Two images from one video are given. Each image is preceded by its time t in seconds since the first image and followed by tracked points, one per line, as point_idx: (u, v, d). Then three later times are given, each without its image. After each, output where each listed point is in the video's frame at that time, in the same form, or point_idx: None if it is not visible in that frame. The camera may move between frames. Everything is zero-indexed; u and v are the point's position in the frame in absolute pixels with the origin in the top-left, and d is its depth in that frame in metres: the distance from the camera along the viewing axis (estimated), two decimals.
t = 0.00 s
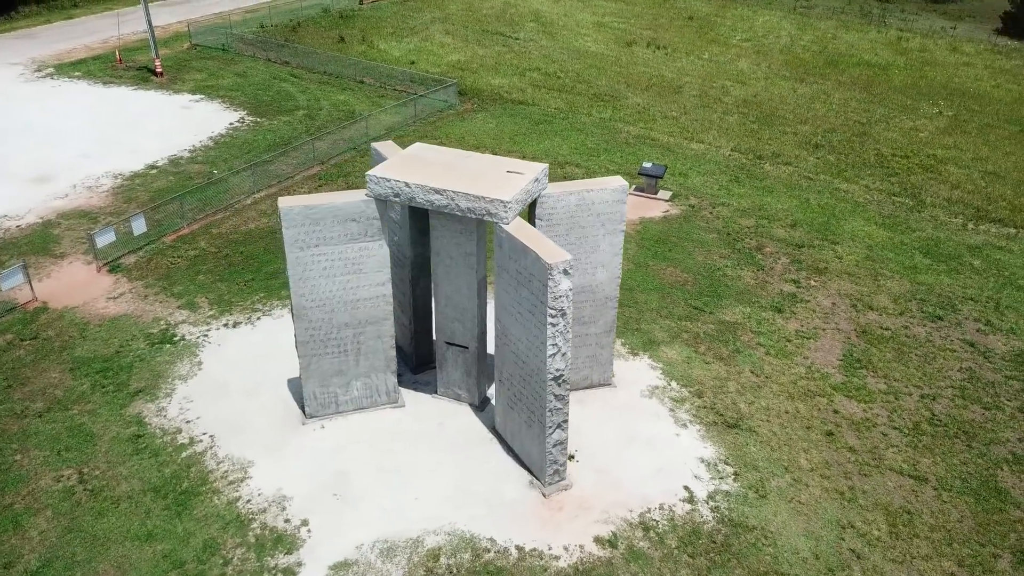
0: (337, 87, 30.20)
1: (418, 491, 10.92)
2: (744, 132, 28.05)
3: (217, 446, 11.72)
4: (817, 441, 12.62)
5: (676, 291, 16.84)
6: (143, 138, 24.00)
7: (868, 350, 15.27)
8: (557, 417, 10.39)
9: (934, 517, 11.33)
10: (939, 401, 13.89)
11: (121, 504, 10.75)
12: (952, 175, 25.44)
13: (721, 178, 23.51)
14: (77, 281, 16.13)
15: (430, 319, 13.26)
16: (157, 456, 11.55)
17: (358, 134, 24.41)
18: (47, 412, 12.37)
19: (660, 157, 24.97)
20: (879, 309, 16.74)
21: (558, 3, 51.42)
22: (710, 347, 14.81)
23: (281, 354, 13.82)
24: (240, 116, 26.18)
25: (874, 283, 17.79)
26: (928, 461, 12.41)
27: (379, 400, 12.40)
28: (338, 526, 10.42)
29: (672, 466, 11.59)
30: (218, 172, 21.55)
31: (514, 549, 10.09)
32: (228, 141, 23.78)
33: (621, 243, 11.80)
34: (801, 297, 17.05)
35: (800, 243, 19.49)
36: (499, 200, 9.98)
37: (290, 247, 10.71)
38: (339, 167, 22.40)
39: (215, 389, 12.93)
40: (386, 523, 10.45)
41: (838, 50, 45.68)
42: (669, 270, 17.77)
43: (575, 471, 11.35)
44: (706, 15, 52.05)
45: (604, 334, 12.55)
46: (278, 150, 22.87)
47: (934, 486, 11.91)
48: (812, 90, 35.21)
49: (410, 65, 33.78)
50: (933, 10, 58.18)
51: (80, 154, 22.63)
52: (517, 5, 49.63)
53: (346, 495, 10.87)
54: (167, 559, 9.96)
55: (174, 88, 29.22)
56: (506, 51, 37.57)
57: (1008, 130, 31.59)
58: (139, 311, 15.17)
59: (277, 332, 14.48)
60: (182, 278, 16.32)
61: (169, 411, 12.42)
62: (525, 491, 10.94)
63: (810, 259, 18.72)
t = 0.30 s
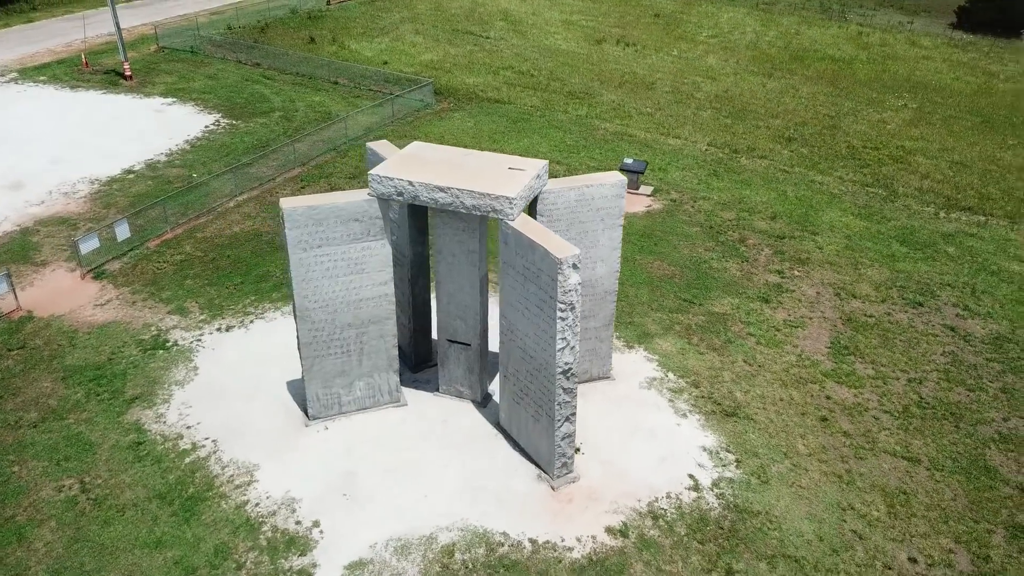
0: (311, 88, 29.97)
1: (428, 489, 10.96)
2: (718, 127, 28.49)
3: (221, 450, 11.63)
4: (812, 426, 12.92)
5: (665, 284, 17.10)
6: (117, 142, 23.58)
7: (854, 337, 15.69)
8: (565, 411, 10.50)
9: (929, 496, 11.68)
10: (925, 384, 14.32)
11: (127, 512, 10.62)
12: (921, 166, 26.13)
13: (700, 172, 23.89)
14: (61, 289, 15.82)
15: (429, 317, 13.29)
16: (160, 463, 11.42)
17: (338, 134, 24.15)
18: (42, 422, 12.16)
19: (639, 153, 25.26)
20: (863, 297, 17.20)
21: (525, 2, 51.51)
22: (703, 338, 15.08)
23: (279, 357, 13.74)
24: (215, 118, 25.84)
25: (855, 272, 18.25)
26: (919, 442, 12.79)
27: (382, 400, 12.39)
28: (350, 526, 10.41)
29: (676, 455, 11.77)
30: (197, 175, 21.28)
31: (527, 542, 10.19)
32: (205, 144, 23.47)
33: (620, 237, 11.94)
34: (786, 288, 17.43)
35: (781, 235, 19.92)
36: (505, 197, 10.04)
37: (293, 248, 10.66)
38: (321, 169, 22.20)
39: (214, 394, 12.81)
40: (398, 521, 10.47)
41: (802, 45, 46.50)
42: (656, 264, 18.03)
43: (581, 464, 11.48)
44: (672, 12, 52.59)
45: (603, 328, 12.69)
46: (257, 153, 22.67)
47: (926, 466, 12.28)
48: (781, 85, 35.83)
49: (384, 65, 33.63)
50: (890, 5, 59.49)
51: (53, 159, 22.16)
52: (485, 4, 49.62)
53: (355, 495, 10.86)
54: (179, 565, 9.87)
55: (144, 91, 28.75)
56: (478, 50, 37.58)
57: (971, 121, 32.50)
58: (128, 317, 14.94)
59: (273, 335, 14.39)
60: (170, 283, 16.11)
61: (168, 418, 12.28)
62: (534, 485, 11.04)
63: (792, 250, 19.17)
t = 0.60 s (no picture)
0: (286, 89, 29.71)
1: (438, 486, 11.01)
2: (694, 123, 28.87)
3: (225, 455, 11.54)
4: (807, 412, 13.25)
5: (655, 277, 17.35)
6: (91, 147, 23.14)
7: (841, 324, 16.09)
8: (574, 404, 10.62)
9: (923, 476, 12.04)
10: (911, 368, 14.75)
11: (134, 520, 10.51)
12: (891, 157, 26.78)
13: (680, 167, 24.21)
14: (46, 297, 15.52)
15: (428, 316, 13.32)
16: (164, 469, 11.31)
17: (318, 135, 23.93)
18: (39, 432, 11.95)
19: (618, 149, 25.51)
20: (846, 285, 17.63)
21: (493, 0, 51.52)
22: (695, 330, 15.35)
23: (277, 359, 13.66)
24: (190, 121, 25.48)
25: (837, 261, 18.71)
26: (910, 425, 13.18)
27: (385, 400, 12.40)
28: (363, 525, 10.42)
29: (679, 444, 11.98)
30: (177, 179, 20.99)
31: (541, 534, 10.30)
32: (182, 147, 23.15)
33: (618, 231, 12.10)
34: (772, 278, 17.79)
35: (763, 228, 20.32)
36: (511, 193, 10.12)
37: (297, 249, 10.62)
38: (303, 170, 22.07)
39: (213, 398, 12.69)
40: (411, 518, 10.51)
41: (768, 40, 47.23)
42: (644, 257, 18.26)
43: (588, 456, 11.63)
44: (639, 10, 53.03)
45: (602, 321, 12.85)
46: (237, 156, 22.45)
47: (919, 447, 12.65)
48: (751, 80, 36.39)
49: (357, 66, 33.45)
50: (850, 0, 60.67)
51: (26, 166, 21.68)
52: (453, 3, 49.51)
53: (365, 495, 10.87)
54: (192, 571, 9.81)
55: (115, 94, 28.24)
56: (450, 49, 37.55)
57: (935, 112, 33.36)
58: (118, 324, 14.71)
59: (269, 337, 14.28)
60: (159, 288, 15.90)
61: (169, 423, 12.15)
62: (543, 479, 11.16)
63: (774, 242, 19.57)
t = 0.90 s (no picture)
0: (260, 91, 29.42)
1: (448, 482, 11.07)
2: (668, 118, 29.24)
3: (231, 458, 11.47)
4: (801, 398, 13.59)
5: (643, 271, 17.60)
6: (64, 152, 22.68)
7: (826, 312, 16.49)
8: (581, 396, 10.75)
9: (916, 457, 12.42)
10: (897, 353, 15.19)
11: (143, 527, 10.40)
12: (862, 149, 27.43)
13: (659, 162, 24.52)
14: (31, 306, 15.22)
15: (427, 314, 13.35)
16: (169, 475, 11.20)
17: (298, 136, 23.75)
18: (36, 443, 11.75)
19: (597, 146, 25.74)
20: (828, 275, 18.08)
21: None
22: (687, 321, 15.63)
23: (275, 362, 13.60)
24: (164, 125, 25.10)
25: (817, 252, 19.16)
26: (900, 407, 13.59)
27: (388, 399, 12.42)
28: (376, 524, 10.45)
29: (681, 433, 12.21)
30: (156, 184, 20.70)
31: (553, 526, 10.43)
32: (159, 151, 22.82)
33: (616, 225, 12.26)
34: (757, 269, 18.16)
35: (744, 220, 20.69)
36: (516, 190, 10.23)
37: (301, 250, 10.61)
38: (284, 172, 21.92)
39: (214, 402, 12.60)
40: (423, 515, 10.56)
41: (733, 36, 47.92)
42: (631, 252, 18.51)
43: (593, 448, 11.79)
44: (606, 8, 53.41)
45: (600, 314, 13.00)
46: (216, 159, 22.21)
47: (910, 429, 13.05)
48: (721, 75, 36.92)
49: (330, 66, 33.25)
50: None
51: None
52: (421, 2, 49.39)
53: (375, 493, 10.89)
54: None
55: (83, 98, 27.70)
56: (422, 49, 37.50)
57: (900, 105, 34.20)
58: (108, 331, 14.50)
59: (264, 341, 14.20)
60: (147, 294, 15.69)
61: (170, 430, 12.03)
62: (551, 471, 11.29)
63: (756, 234, 19.95)
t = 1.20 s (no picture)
0: (227, 93, 29.03)
1: (457, 477, 11.15)
2: (638, 114, 29.62)
3: (236, 462, 11.40)
4: (791, 382, 13.98)
5: (628, 264, 17.88)
6: (31, 160, 22.11)
7: (806, 299, 16.95)
8: (587, 387, 10.93)
9: (904, 434, 12.88)
10: (877, 335, 15.70)
11: (152, 535, 10.29)
12: (826, 139, 28.15)
13: (633, 156, 24.86)
14: (12, 317, 14.87)
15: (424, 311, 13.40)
16: (174, 482, 11.09)
17: (272, 138, 23.52)
18: (32, 455, 11.52)
19: (571, 142, 25.98)
20: (805, 262, 18.57)
21: None
22: (675, 311, 15.93)
23: (271, 365, 13.52)
24: (132, 129, 24.62)
25: (793, 240, 19.66)
26: (885, 387, 14.06)
27: (390, 397, 12.44)
28: (389, 521, 10.48)
29: (680, 420, 12.49)
30: (130, 190, 20.33)
31: (565, 516, 10.60)
32: (129, 156, 22.39)
33: (611, 218, 12.47)
34: (737, 259, 18.57)
35: (720, 211, 21.12)
36: (519, 185, 10.36)
37: (304, 250, 10.60)
38: (261, 174, 21.69)
39: (212, 407, 12.49)
40: (436, 510, 10.63)
41: (693, 32, 48.63)
42: (614, 246, 18.77)
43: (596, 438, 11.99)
44: (566, 5, 53.69)
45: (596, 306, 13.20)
46: (190, 163, 21.88)
47: (896, 408, 13.52)
48: (684, 71, 37.46)
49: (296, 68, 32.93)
50: None
51: None
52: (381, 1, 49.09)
53: (386, 491, 10.92)
54: None
55: (45, 104, 27.02)
56: (387, 49, 37.35)
57: (858, 96, 35.12)
58: (95, 339, 14.24)
59: (257, 344, 14.10)
60: (132, 301, 15.44)
61: (170, 436, 11.89)
62: (558, 462, 11.46)
63: (733, 224, 20.38)
